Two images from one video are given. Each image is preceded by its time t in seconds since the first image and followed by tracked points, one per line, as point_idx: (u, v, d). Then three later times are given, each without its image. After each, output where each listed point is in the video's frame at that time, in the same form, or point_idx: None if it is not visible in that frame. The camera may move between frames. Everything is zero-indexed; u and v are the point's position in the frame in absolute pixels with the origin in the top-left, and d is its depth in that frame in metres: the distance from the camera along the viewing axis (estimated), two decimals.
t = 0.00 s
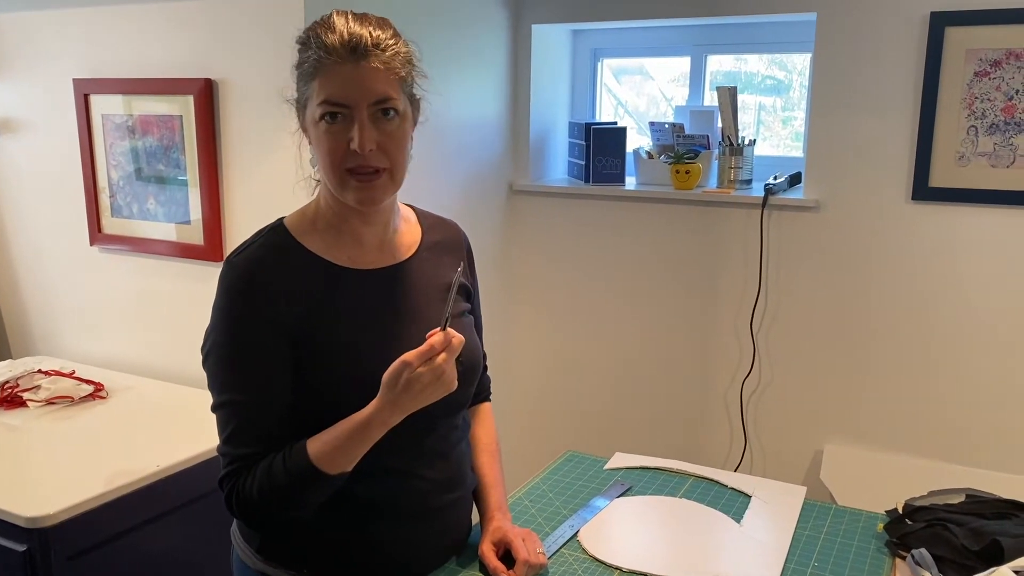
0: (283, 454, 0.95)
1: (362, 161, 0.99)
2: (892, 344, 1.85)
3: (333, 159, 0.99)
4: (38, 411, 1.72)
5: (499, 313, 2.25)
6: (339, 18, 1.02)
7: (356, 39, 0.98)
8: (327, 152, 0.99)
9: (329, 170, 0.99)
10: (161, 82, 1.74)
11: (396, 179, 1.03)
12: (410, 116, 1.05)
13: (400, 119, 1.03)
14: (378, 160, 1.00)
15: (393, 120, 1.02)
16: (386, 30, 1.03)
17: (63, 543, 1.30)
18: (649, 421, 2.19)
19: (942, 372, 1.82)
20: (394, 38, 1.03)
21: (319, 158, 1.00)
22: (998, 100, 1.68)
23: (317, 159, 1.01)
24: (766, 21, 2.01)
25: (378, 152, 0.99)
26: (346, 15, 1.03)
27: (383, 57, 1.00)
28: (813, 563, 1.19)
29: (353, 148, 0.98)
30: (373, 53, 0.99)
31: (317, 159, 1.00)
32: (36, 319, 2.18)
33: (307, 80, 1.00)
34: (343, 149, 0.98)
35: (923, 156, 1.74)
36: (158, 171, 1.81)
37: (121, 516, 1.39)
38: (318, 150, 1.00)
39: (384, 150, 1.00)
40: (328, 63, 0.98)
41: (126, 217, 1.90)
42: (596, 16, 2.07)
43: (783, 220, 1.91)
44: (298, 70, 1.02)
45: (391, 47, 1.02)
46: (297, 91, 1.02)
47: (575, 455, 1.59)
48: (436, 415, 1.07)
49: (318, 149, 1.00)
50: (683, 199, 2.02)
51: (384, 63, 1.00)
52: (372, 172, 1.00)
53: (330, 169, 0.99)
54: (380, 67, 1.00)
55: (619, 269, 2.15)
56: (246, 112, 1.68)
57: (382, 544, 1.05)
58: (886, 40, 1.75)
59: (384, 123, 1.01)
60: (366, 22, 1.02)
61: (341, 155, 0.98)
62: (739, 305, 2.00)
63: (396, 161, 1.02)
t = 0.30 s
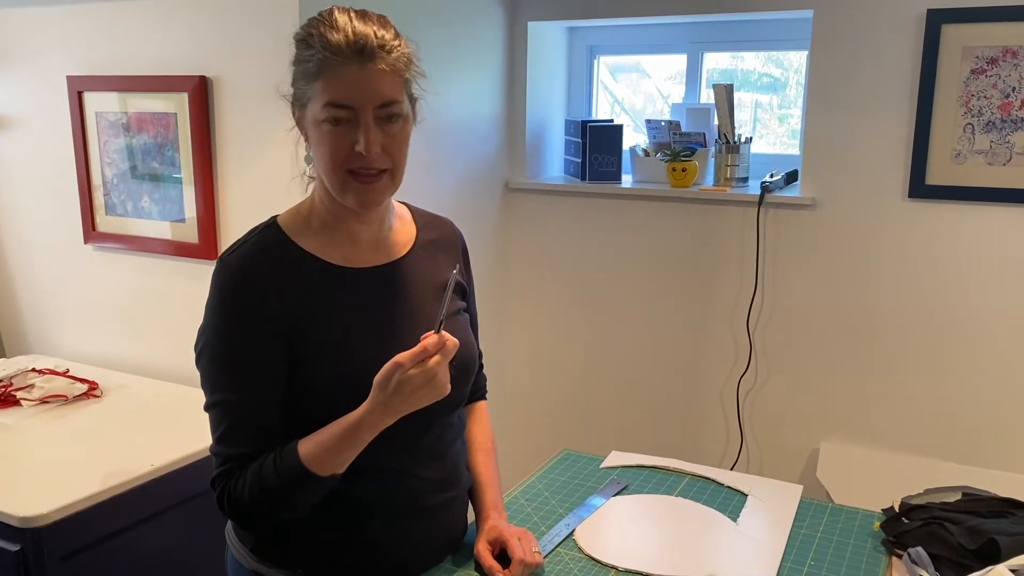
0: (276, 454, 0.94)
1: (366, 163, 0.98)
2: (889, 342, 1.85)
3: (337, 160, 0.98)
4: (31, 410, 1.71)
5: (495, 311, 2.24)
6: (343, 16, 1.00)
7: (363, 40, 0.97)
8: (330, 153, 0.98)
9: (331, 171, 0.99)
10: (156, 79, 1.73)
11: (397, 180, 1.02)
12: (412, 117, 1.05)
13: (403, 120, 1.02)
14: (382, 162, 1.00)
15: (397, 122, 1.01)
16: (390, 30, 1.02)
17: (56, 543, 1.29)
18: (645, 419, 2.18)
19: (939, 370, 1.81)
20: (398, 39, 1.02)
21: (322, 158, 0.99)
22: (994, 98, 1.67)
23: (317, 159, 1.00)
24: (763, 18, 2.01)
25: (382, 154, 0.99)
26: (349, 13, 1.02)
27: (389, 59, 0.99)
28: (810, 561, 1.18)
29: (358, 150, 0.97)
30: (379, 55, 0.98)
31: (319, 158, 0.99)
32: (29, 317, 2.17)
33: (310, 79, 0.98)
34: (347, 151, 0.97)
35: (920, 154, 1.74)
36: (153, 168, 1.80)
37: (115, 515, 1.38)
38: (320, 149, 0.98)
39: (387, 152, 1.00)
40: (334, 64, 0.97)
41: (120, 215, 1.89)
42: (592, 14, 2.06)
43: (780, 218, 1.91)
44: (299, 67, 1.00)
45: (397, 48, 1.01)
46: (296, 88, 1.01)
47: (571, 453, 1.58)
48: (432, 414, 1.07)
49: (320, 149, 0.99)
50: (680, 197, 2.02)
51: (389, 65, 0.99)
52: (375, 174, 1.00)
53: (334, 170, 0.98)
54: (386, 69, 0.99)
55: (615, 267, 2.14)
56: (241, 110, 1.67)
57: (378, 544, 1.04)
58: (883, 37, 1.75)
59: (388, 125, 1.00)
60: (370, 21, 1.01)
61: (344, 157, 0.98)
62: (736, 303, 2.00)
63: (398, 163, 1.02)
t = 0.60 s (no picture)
0: (253, 453, 0.93)
1: (399, 195, 0.97)
2: (886, 340, 1.85)
3: (372, 186, 0.95)
4: (25, 409, 1.70)
5: (491, 308, 2.24)
6: (397, 39, 0.95)
7: (424, 78, 0.94)
8: (364, 177, 0.95)
9: (360, 194, 0.96)
10: (150, 75, 1.72)
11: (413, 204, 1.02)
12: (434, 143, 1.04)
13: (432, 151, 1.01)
14: (412, 192, 0.99)
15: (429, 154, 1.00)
16: (440, 60, 0.98)
17: (49, 543, 1.28)
18: (642, 417, 2.18)
19: (936, 367, 1.81)
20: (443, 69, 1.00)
21: (355, 179, 0.95)
22: (992, 94, 1.67)
23: (344, 176, 0.96)
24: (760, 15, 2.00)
25: (413, 188, 0.98)
26: (399, 31, 0.96)
27: (440, 97, 0.97)
28: (807, 560, 1.18)
29: (395, 182, 0.96)
30: (434, 93, 0.96)
31: (350, 178, 0.95)
32: (22, 316, 2.16)
33: (358, 99, 0.92)
34: (384, 181, 0.95)
35: (917, 151, 1.73)
36: (147, 166, 1.79)
37: (108, 515, 1.37)
38: (354, 171, 0.95)
39: (418, 184, 0.99)
40: (391, 96, 0.93)
41: (114, 212, 1.88)
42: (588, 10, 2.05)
43: (777, 215, 1.90)
44: (344, 80, 0.93)
45: (446, 83, 0.98)
46: (332, 95, 0.94)
47: (567, 451, 1.58)
48: (420, 411, 1.06)
49: (352, 170, 0.95)
50: (677, 195, 2.01)
51: (439, 102, 0.97)
52: (401, 203, 0.98)
53: (366, 195, 0.96)
54: (436, 107, 0.97)
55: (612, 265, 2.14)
56: (235, 106, 1.66)
57: (371, 541, 1.04)
58: (880, 33, 1.74)
59: (422, 159, 0.99)
60: (422, 48, 0.97)
61: (378, 184, 0.95)
62: (732, 301, 1.99)
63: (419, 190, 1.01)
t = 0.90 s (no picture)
0: (244, 452, 0.92)
1: (395, 198, 0.96)
2: (884, 337, 1.84)
3: (369, 188, 0.94)
4: (19, 407, 1.69)
5: (488, 306, 2.23)
6: (404, 42, 0.95)
7: (428, 83, 0.94)
8: (361, 178, 0.93)
9: (357, 194, 0.94)
10: (145, 72, 1.71)
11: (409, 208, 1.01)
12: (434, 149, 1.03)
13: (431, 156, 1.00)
14: (409, 196, 0.98)
15: (428, 159, 0.99)
16: (445, 67, 0.98)
17: (43, 543, 1.27)
18: (639, 414, 2.17)
19: (933, 364, 1.81)
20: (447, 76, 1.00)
21: (351, 180, 0.94)
22: (989, 91, 1.66)
23: (342, 175, 0.94)
24: (757, 12, 2.00)
25: (410, 192, 0.97)
26: (406, 34, 0.96)
27: (443, 103, 0.97)
28: (805, 559, 1.17)
29: (392, 185, 0.94)
30: (437, 98, 0.95)
31: (347, 178, 0.94)
32: (17, 314, 2.15)
33: (361, 98, 0.91)
34: (381, 183, 0.94)
35: (915, 148, 1.73)
36: (142, 163, 1.78)
37: (103, 514, 1.37)
38: (352, 171, 0.93)
39: (415, 189, 0.98)
40: (394, 98, 0.92)
41: (109, 210, 1.87)
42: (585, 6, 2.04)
43: (774, 212, 1.90)
44: (347, 78, 0.92)
45: (450, 90, 0.98)
46: (335, 93, 0.93)
47: (565, 449, 1.57)
48: (416, 409, 1.05)
49: (349, 169, 0.93)
50: (674, 191, 2.01)
51: (441, 109, 0.97)
52: (397, 207, 0.97)
53: (363, 196, 0.94)
54: (438, 114, 0.96)
55: (609, 262, 2.13)
56: (230, 103, 1.65)
57: (366, 540, 1.03)
58: (878, 29, 1.74)
59: (421, 163, 0.98)
60: (428, 54, 0.97)
61: (375, 186, 0.94)
62: (730, 298, 1.99)
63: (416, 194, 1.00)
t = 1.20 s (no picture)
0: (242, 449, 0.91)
1: (400, 199, 0.95)
2: (882, 334, 1.84)
3: (373, 191, 0.94)
4: (15, 405, 1.68)
5: (486, 303, 2.23)
6: (407, 43, 0.94)
7: (432, 83, 0.93)
8: (365, 180, 0.93)
9: (361, 196, 0.94)
10: (142, 69, 1.70)
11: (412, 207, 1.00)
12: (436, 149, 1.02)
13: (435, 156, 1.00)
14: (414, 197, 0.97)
15: (432, 159, 0.99)
16: (447, 67, 0.98)
17: (41, 540, 1.27)
18: (637, 411, 2.17)
19: (932, 362, 1.81)
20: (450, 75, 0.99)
21: (356, 182, 0.93)
22: (988, 87, 1.66)
23: (345, 176, 0.94)
24: (756, 8, 1.99)
25: (414, 193, 0.97)
26: (409, 33, 0.95)
27: (447, 104, 0.96)
28: (805, 556, 1.17)
29: (397, 187, 0.94)
30: (441, 99, 0.95)
31: (351, 180, 0.94)
32: (13, 312, 2.14)
33: (365, 100, 0.91)
34: (386, 185, 0.94)
35: (914, 144, 1.73)
36: (138, 160, 1.77)
37: (100, 512, 1.36)
38: (355, 174, 0.93)
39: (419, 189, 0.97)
40: (399, 100, 0.91)
41: (105, 207, 1.86)
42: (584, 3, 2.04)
43: (773, 209, 1.89)
44: (351, 80, 0.91)
45: (453, 90, 0.98)
46: (338, 94, 0.92)
47: (564, 446, 1.57)
48: (416, 407, 1.05)
49: (354, 171, 0.93)
50: (672, 188, 2.00)
51: (445, 110, 0.96)
52: (401, 207, 0.97)
53: (367, 199, 0.94)
54: (443, 115, 0.96)
55: (608, 260, 2.13)
56: (227, 99, 1.64)
57: (363, 540, 1.02)
58: (877, 26, 1.73)
59: (425, 164, 0.98)
60: (431, 54, 0.96)
61: (380, 188, 0.94)
62: (728, 295, 1.99)
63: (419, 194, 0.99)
